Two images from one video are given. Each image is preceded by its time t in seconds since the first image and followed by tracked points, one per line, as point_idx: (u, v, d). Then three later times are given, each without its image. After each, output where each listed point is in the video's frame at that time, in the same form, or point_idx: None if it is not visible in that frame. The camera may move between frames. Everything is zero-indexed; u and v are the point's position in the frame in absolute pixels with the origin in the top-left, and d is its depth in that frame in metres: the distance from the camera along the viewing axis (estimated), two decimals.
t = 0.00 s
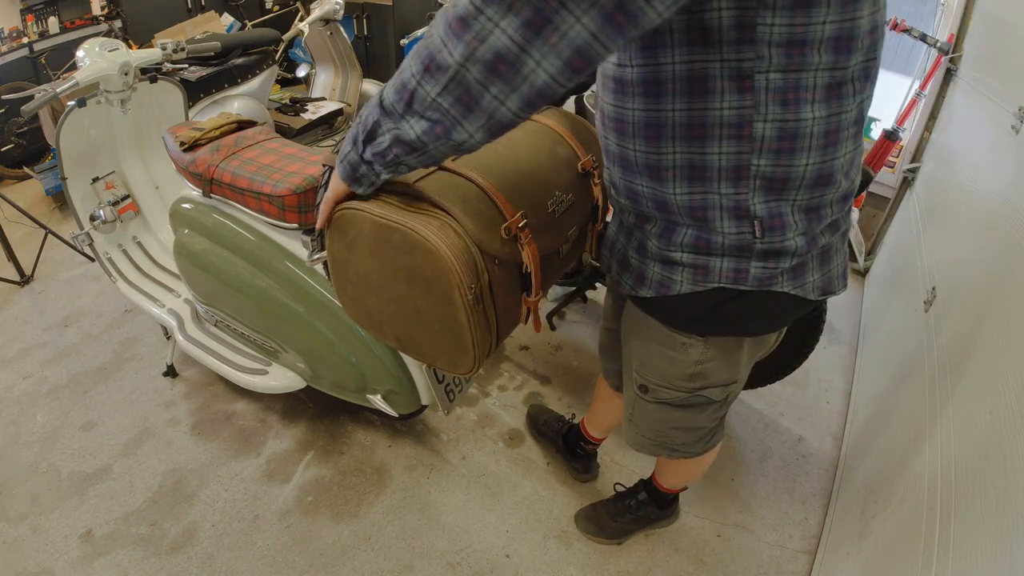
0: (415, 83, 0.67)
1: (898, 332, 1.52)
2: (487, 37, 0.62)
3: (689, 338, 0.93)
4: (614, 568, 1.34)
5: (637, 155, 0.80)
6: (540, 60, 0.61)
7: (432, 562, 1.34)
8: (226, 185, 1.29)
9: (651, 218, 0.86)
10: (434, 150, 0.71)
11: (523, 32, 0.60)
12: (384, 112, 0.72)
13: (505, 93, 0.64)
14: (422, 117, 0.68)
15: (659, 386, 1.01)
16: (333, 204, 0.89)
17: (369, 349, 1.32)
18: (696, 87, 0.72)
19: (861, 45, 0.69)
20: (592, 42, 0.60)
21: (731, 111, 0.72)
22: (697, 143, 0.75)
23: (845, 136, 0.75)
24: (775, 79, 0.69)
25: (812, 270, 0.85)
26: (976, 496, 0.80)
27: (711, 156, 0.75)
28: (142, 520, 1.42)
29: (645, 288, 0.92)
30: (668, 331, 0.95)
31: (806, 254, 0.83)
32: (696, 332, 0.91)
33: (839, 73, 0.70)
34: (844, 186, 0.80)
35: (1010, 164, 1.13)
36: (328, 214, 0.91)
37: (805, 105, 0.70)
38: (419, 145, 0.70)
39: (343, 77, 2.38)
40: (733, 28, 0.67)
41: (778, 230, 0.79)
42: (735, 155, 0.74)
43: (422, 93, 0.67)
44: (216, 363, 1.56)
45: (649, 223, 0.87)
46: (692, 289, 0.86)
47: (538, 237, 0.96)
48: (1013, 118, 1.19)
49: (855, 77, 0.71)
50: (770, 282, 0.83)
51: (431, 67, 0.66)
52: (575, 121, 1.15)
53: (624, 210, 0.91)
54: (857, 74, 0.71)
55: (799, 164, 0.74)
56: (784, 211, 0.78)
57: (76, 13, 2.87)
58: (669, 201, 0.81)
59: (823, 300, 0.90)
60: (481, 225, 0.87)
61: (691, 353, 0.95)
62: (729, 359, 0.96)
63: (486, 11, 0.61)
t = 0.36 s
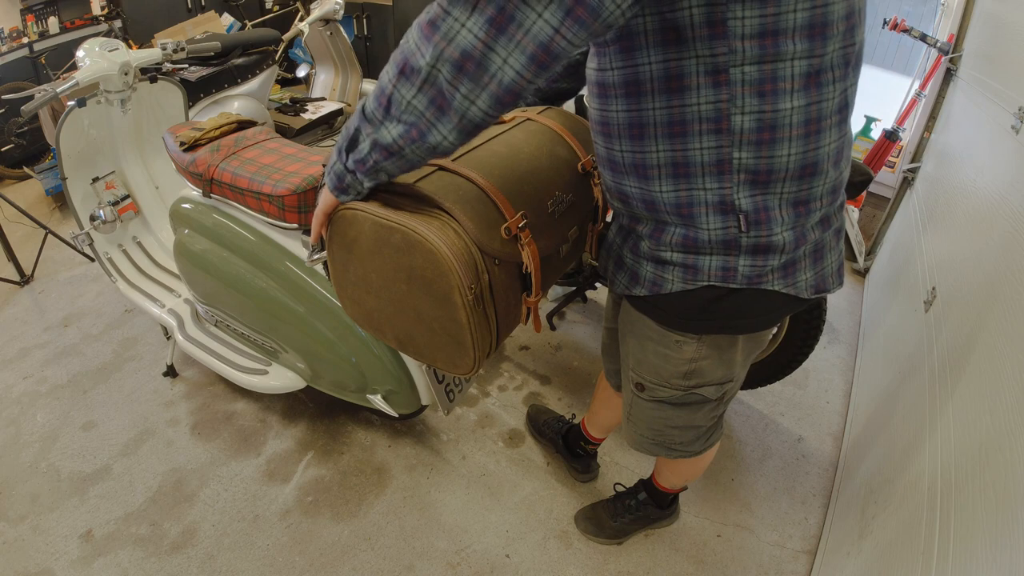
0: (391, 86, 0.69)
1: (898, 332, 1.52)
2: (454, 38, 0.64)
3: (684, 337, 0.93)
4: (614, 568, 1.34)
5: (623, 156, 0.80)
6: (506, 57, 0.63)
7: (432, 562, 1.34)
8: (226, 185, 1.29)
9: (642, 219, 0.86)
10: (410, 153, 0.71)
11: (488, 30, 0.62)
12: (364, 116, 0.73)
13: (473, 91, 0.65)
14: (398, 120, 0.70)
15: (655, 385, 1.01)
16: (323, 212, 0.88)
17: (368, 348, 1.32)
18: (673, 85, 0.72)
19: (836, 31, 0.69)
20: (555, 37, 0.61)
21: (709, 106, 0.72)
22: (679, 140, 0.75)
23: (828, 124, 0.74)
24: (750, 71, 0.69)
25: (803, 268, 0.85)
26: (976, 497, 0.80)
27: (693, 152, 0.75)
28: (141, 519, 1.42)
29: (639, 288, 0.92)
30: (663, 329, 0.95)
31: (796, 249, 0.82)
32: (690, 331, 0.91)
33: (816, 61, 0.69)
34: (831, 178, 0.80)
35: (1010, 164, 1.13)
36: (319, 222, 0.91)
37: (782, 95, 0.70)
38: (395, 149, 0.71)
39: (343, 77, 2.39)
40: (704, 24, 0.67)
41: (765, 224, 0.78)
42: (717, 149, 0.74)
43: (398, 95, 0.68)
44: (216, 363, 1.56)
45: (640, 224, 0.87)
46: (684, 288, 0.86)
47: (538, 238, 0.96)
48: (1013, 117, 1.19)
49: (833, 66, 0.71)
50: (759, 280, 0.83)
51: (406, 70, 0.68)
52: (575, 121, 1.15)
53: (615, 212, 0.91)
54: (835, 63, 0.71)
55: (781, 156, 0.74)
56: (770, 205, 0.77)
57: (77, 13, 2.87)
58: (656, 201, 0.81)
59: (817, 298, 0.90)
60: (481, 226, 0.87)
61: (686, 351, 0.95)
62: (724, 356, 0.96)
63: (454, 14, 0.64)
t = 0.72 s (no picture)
0: (383, 91, 0.69)
1: (898, 332, 1.52)
2: (443, 37, 0.64)
3: (681, 333, 0.93)
4: (614, 568, 1.34)
5: (616, 155, 0.80)
6: (495, 54, 0.63)
7: (432, 563, 1.34)
8: (226, 185, 1.29)
9: (637, 218, 0.86)
10: (405, 156, 0.71)
11: (476, 28, 0.62)
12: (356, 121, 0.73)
13: (463, 89, 0.65)
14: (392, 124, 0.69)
15: (654, 383, 1.01)
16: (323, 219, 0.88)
17: (368, 348, 1.32)
18: (660, 79, 0.72)
19: (815, 17, 0.70)
20: (543, 31, 0.61)
21: (697, 97, 0.71)
22: (669, 134, 0.75)
23: (815, 109, 0.74)
24: (735, 61, 0.69)
25: (799, 260, 0.85)
26: (977, 496, 0.80)
27: (684, 145, 0.75)
28: (142, 519, 1.42)
29: (638, 286, 0.92)
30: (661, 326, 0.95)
31: (792, 239, 0.82)
32: (687, 327, 0.91)
33: (799, 47, 0.70)
34: (822, 164, 0.80)
35: (1010, 164, 1.13)
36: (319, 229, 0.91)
37: (768, 82, 0.70)
38: (389, 153, 0.71)
39: (343, 77, 2.39)
40: (687, 18, 0.67)
41: (759, 213, 0.78)
42: (707, 140, 0.74)
43: (390, 97, 0.68)
44: (217, 363, 1.56)
45: (636, 222, 0.88)
46: (682, 284, 0.86)
47: (538, 239, 0.95)
48: (1013, 117, 1.19)
49: (816, 51, 0.71)
50: (756, 273, 0.83)
51: (397, 72, 0.68)
52: (575, 121, 1.15)
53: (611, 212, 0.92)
54: (818, 48, 0.71)
55: (770, 142, 0.74)
56: (764, 194, 0.77)
57: (77, 13, 2.87)
58: (651, 198, 0.81)
59: (814, 289, 0.91)
60: (481, 227, 0.87)
61: (684, 349, 0.95)
62: (722, 353, 0.96)
63: (443, 14, 0.64)
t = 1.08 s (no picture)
0: (413, 112, 0.65)
1: (898, 332, 1.52)
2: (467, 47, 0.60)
3: (680, 332, 0.93)
4: (614, 568, 1.34)
5: (617, 154, 0.80)
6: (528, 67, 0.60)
7: (432, 563, 1.34)
8: (226, 185, 1.29)
9: (638, 217, 0.86)
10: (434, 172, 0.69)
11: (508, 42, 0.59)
12: (375, 135, 0.69)
13: (491, 101, 0.62)
14: (418, 139, 0.66)
15: (653, 382, 1.01)
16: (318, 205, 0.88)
17: (368, 348, 1.32)
18: (663, 79, 0.72)
19: (816, 17, 0.70)
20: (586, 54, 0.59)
21: (698, 97, 0.71)
22: (670, 134, 0.75)
23: (816, 109, 0.74)
24: (737, 60, 0.69)
25: (799, 260, 0.85)
26: (977, 496, 0.80)
27: (685, 145, 0.75)
28: (142, 519, 1.42)
29: (637, 286, 0.92)
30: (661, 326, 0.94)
31: (792, 240, 0.82)
32: (686, 326, 0.91)
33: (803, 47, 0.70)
34: (822, 165, 0.80)
35: (1010, 164, 1.13)
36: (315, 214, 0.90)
37: (769, 82, 0.70)
38: (417, 170, 0.68)
39: (343, 77, 2.38)
40: (689, 18, 0.67)
41: (759, 213, 0.78)
42: (708, 140, 0.74)
43: (415, 114, 0.65)
44: (217, 363, 1.56)
45: (636, 221, 0.88)
46: (682, 284, 0.86)
47: (538, 238, 0.95)
48: (1013, 118, 1.19)
49: (818, 52, 0.71)
50: (756, 273, 0.83)
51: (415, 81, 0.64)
52: (574, 120, 1.15)
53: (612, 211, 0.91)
54: (819, 49, 0.72)
55: (771, 142, 0.74)
56: (764, 194, 0.77)
57: (76, 13, 2.87)
58: (652, 197, 0.81)
59: (814, 289, 0.91)
60: (481, 227, 0.87)
61: (685, 349, 0.95)
62: (722, 352, 0.96)
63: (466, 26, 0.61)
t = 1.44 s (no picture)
0: (666, 166, 0.55)
1: (897, 332, 1.52)
2: (718, 94, 0.52)
3: (685, 339, 0.94)
4: (614, 568, 1.34)
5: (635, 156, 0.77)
6: (774, 116, 0.52)
7: (432, 563, 1.34)
8: (226, 185, 1.29)
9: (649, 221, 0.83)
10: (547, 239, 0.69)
11: (751, 88, 0.51)
12: (604, 186, 0.57)
13: (745, 156, 0.54)
14: (661, 194, 0.57)
15: (655, 387, 1.01)
16: (441, 173, 0.63)
17: (368, 348, 1.32)
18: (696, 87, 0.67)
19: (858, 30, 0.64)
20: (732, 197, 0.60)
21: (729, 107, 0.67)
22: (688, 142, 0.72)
23: (841, 123, 0.72)
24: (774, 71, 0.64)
25: (807, 270, 0.85)
26: (977, 496, 0.80)
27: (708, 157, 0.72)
28: (141, 519, 1.42)
29: (641, 290, 0.90)
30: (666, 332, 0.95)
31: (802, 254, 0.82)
32: (693, 332, 0.92)
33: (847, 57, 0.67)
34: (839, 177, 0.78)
35: (1010, 164, 1.13)
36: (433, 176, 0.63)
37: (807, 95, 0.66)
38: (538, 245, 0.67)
39: (343, 77, 2.39)
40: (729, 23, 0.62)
41: (776, 226, 0.77)
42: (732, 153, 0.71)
43: (666, 167, 0.55)
44: (217, 363, 1.55)
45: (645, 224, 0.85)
46: (688, 290, 0.86)
47: (539, 238, 0.95)
48: (1013, 117, 1.18)
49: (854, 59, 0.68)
50: (765, 284, 0.82)
51: (665, 129, 0.54)
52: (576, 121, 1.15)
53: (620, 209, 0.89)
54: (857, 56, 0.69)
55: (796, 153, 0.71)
56: (782, 206, 0.76)
57: (76, 13, 2.88)
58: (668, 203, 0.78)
59: (820, 299, 0.90)
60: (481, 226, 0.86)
61: (688, 354, 0.95)
62: (725, 359, 0.96)
63: (713, 69, 0.53)
